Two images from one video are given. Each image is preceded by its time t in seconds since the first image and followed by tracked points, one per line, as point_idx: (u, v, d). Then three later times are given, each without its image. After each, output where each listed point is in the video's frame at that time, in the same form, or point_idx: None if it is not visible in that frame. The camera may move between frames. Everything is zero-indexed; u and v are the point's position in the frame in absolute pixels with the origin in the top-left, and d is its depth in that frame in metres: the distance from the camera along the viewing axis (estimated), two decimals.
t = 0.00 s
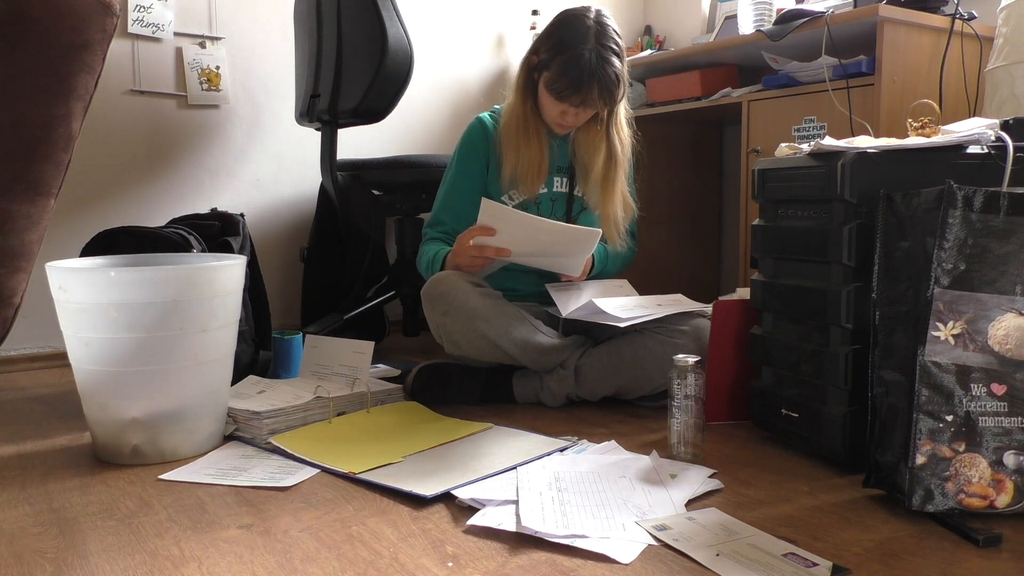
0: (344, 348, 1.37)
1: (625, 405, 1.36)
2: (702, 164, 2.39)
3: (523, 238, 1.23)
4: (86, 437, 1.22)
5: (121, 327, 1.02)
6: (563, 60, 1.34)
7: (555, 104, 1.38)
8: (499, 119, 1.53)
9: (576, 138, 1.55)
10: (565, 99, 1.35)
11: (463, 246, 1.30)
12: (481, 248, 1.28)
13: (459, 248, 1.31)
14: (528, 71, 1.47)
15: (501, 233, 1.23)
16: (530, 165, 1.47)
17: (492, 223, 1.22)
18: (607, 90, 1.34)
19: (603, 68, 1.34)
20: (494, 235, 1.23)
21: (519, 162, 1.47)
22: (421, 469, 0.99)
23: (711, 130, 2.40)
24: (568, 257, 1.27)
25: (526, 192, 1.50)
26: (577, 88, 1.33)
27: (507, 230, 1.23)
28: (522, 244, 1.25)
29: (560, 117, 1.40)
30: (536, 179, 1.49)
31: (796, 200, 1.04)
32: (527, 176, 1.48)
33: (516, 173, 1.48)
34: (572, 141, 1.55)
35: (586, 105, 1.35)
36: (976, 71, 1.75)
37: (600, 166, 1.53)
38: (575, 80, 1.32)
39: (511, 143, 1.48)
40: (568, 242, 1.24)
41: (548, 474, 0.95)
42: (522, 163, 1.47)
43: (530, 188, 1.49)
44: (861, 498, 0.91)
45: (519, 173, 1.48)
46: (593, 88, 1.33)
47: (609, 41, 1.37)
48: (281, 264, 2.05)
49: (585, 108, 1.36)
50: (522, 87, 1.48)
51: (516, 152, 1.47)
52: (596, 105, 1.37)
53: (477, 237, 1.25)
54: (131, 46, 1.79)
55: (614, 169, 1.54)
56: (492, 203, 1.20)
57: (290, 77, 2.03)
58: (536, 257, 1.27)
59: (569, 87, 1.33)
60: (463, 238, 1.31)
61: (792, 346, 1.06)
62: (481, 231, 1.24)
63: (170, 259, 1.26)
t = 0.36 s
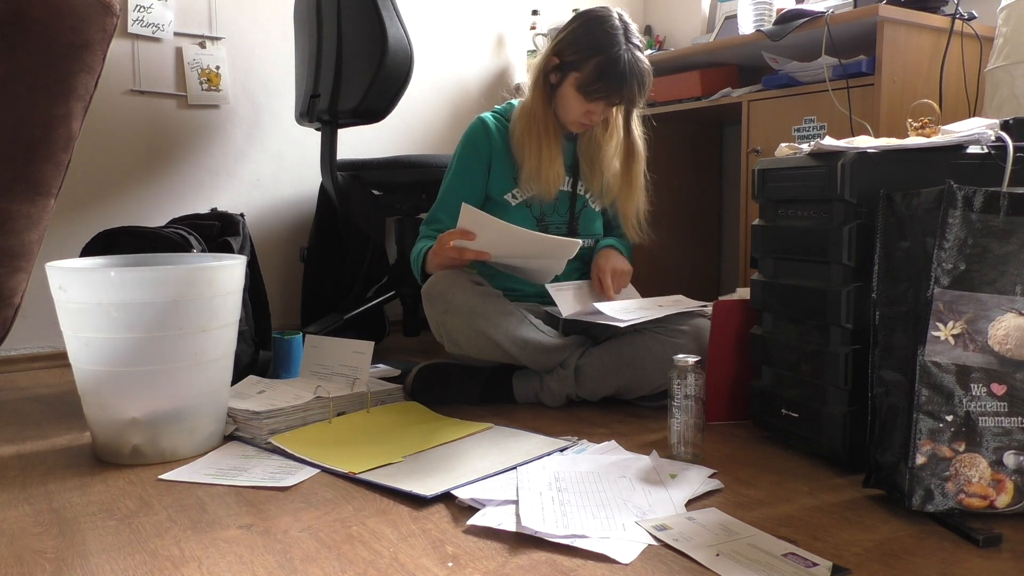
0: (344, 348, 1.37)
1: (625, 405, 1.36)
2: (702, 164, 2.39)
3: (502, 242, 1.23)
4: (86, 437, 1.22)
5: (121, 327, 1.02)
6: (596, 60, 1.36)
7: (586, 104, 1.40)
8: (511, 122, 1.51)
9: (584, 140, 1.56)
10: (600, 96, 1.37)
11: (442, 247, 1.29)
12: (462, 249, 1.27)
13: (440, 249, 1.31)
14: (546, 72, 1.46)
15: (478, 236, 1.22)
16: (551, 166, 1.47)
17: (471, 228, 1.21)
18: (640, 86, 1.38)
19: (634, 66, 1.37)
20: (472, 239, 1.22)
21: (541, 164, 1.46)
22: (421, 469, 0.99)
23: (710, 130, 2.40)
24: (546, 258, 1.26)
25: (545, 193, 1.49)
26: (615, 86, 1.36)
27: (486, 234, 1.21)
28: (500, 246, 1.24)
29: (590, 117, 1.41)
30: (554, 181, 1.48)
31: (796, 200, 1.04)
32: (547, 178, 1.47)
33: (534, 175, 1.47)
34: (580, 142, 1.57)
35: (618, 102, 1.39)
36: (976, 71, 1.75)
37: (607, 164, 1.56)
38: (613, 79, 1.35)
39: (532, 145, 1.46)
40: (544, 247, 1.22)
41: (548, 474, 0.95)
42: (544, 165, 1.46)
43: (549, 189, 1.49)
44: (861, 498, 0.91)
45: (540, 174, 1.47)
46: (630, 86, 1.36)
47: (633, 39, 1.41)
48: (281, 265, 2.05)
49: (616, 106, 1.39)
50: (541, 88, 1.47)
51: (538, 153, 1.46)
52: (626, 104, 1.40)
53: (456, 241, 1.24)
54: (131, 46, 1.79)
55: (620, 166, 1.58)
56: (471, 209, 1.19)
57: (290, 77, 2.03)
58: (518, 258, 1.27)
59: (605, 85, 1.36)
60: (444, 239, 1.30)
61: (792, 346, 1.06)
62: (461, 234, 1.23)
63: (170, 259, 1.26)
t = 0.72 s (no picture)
0: (344, 348, 1.37)
1: (625, 405, 1.36)
2: (702, 164, 2.39)
3: (502, 242, 1.23)
4: (87, 437, 1.22)
5: (121, 327, 1.02)
6: (594, 61, 1.36)
7: (584, 104, 1.40)
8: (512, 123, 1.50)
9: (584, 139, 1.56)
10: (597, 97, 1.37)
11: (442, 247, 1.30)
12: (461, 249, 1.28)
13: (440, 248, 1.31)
14: (546, 72, 1.45)
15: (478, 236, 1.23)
16: (550, 166, 1.47)
17: (471, 227, 1.22)
18: (637, 88, 1.38)
19: (631, 67, 1.37)
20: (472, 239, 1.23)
21: (540, 164, 1.46)
22: (421, 469, 0.99)
23: (710, 130, 2.40)
24: (546, 259, 1.26)
25: (545, 193, 1.49)
26: (612, 87, 1.36)
27: (485, 233, 1.22)
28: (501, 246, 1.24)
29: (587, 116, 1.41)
30: (554, 181, 1.48)
31: (796, 200, 1.04)
32: (547, 178, 1.47)
33: (534, 175, 1.47)
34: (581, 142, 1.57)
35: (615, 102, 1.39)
36: (976, 71, 1.75)
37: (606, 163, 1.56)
38: (610, 79, 1.35)
39: (531, 145, 1.46)
40: (543, 248, 1.22)
41: (548, 474, 0.95)
42: (543, 165, 1.46)
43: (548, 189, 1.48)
44: (861, 498, 0.91)
45: (539, 175, 1.47)
46: (627, 87, 1.36)
47: (632, 40, 1.41)
48: (281, 265, 2.05)
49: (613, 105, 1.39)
50: (541, 88, 1.47)
51: (537, 153, 1.46)
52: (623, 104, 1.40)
53: (456, 240, 1.25)
54: (131, 46, 1.79)
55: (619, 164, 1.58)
56: (471, 208, 1.19)
57: (290, 77, 2.03)
58: (519, 258, 1.27)
59: (603, 86, 1.36)
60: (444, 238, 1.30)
61: (792, 346, 1.06)
62: (461, 233, 1.24)
63: (170, 259, 1.26)
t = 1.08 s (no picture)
0: (344, 349, 1.36)
1: (625, 405, 1.36)
2: (702, 164, 2.39)
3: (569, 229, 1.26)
4: (87, 437, 1.21)
5: (120, 327, 1.02)
6: (534, 28, 1.37)
7: (532, 75, 1.40)
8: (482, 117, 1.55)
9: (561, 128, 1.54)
10: (539, 62, 1.37)
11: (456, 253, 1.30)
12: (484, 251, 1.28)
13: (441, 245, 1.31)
14: (509, 58, 1.50)
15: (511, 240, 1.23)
16: (512, 150, 1.48)
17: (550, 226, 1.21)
18: (579, 47, 1.37)
19: (573, 29, 1.36)
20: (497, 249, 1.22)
21: (500, 147, 1.48)
22: (421, 469, 0.99)
23: (710, 130, 2.40)
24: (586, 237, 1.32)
25: (511, 179, 1.50)
26: (551, 48, 1.35)
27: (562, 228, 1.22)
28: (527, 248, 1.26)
29: (537, 87, 1.40)
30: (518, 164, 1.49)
31: (796, 200, 1.04)
32: (507, 161, 1.48)
33: (497, 160, 1.49)
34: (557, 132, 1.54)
35: (559, 66, 1.37)
36: (977, 71, 1.75)
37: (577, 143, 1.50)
38: (546, 41, 1.35)
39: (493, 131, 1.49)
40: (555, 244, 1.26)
41: (548, 474, 0.95)
42: (503, 148, 1.48)
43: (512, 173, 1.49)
44: (861, 497, 0.91)
45: (500, 159, 1.48)
46: (566, 45, 1.35)
47: (581, 9, 1.41)
48: (281, 265, 2.05)
49: (561, 69, 1.38)
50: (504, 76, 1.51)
51: (496, 137, 1.48)
52: (572, 68, 1.38)
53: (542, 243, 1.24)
54: (131, 46, 1.79)
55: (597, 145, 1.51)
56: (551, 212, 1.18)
57: (290, 77, 2.03)
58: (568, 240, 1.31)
59: (542, 48, 1.36)
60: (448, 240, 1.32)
61: (792, 346, 1.06)
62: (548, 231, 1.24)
63: (170, 259, 1.26)
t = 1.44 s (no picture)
0: (344, 348, 1.36)
1: (625, 405, 1.36)
2: (702, 164, 2.39)
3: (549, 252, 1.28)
4: (87, 437, 1.22)
5: (121, 327, 1.02)
6: (533, 33, 1.38)
7: (531, 78, 1.40)
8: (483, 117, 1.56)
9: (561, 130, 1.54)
10: (538, 66, 1.38)
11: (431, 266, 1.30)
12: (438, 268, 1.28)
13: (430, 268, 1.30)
14: (510, 60, 1.50)
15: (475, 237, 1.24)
16: (512, 151, 1.49)
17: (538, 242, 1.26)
18: (575, 51, 1.36)
19: (574, 34, 1.37)
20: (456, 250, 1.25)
21: (501, 148, 1.49)
22: (422, 469, 0.99)
23: (710, 129, 2.39)
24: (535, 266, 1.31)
25: (511, 179, 1.51)
26: (547, 52, 1.36)
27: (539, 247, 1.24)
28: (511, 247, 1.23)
29: (535, 91, 1.41)
30: (517, 165, 1.50)
31: (796, 200, 1.04)
32: (506, 163, 1.49)
33: (497, 161, 1.50)
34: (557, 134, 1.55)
35: (557, 71, 1.37)
36: (976, 71, 1.75)
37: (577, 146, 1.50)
38: (545, 45, 1.35)
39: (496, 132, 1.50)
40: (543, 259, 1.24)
41: (548, 474, 0.95)
42: (504, 149, 1.49)
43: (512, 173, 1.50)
44: (861, 498, 0.91)
45: (500, 160, 1.49)
46: (563, 49, 1.35)
47: (583, 12, 1.41)
48: (281, 264, 2.05)
49: (557, 73, 1.38)
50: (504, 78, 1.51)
51: (500, 139, 1.49)
52: (570, 72, 1.38)
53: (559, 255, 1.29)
54: (131, 46, 1.79)
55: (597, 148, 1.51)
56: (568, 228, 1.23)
57: (290, 76, 2.03)
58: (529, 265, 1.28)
59: (539, 52, 1.36)
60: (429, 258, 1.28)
61: (792, 346, 1.06)
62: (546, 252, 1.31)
63: (170, 259, 1.26)
